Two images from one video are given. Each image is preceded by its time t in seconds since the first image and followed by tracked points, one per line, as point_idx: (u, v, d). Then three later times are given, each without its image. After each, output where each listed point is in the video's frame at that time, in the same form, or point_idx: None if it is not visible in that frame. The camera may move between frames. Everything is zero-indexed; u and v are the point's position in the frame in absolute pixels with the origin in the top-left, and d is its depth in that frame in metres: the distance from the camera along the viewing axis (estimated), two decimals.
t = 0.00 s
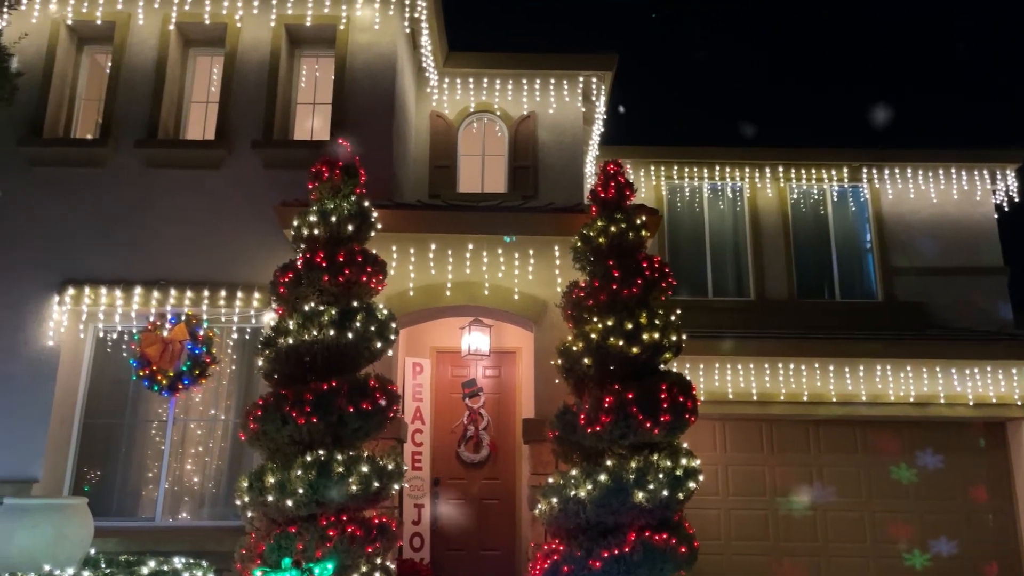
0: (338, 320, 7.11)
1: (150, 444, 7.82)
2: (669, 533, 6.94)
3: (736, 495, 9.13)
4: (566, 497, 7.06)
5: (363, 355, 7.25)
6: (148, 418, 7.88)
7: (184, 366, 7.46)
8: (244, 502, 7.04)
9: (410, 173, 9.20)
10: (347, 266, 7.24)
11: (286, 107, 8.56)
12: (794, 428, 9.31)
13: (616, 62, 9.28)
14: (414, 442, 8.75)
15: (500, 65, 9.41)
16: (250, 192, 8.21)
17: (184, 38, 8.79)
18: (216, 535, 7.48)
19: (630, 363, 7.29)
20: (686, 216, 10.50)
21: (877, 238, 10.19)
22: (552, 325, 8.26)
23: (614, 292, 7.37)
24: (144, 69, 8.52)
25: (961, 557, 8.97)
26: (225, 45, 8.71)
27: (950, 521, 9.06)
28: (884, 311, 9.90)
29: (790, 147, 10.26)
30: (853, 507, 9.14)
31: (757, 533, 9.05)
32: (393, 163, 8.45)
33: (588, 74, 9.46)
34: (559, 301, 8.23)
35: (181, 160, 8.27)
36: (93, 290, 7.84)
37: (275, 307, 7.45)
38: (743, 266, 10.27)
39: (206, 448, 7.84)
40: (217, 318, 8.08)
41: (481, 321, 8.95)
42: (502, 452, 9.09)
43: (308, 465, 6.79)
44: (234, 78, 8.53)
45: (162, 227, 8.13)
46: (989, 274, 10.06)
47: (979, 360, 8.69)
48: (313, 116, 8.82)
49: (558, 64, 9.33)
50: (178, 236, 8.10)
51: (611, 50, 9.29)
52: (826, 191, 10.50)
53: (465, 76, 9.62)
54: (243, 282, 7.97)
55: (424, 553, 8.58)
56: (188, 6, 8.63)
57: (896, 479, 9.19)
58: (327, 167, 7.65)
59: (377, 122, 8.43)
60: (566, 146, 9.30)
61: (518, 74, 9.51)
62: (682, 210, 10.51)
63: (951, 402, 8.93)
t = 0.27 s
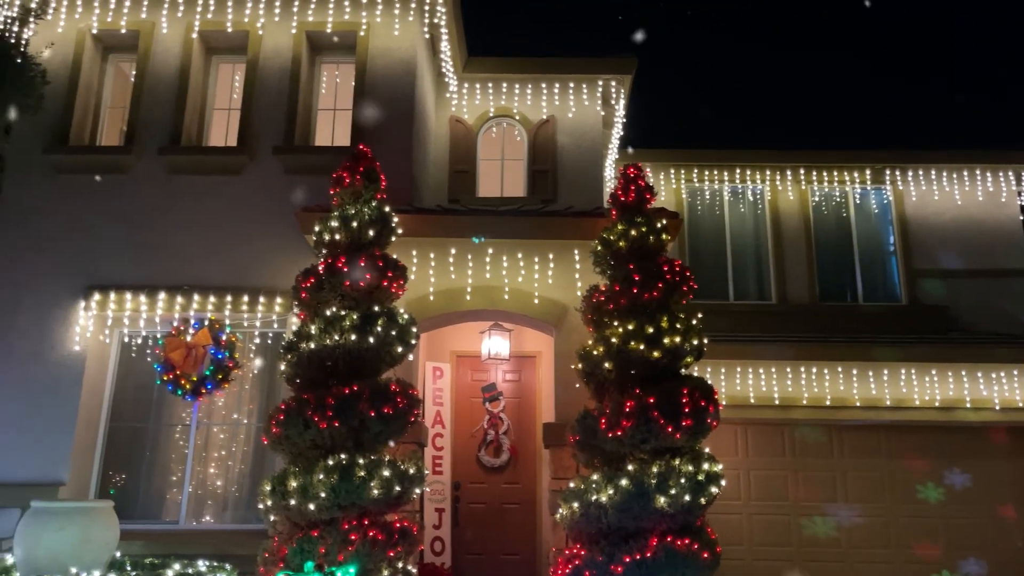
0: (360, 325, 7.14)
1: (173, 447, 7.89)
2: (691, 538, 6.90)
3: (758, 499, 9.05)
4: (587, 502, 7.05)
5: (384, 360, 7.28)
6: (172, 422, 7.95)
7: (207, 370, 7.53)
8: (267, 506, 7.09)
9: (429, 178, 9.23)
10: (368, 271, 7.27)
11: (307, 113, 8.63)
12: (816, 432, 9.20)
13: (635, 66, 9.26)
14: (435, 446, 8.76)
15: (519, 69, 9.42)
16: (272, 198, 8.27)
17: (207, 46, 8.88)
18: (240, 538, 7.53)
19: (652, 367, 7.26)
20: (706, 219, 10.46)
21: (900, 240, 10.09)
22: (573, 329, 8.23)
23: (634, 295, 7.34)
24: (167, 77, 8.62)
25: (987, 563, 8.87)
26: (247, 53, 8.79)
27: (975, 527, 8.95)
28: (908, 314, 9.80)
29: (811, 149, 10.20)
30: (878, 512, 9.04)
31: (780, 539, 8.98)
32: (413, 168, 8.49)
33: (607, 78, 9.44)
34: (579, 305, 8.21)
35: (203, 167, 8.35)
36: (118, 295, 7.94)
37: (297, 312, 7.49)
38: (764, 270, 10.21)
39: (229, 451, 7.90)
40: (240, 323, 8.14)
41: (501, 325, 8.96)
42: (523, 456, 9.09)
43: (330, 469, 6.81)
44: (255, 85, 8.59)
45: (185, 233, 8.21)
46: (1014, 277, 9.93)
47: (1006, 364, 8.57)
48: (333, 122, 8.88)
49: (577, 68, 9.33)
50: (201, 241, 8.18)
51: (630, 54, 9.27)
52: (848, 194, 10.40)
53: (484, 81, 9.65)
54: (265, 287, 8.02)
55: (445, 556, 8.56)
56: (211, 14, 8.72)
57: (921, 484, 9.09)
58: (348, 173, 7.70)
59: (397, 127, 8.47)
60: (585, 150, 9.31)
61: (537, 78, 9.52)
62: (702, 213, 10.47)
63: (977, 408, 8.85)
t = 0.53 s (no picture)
0: (380, 332, 7.17)
1: (195, 453, 7.95)
2: (712, 546, 6.84)
3: (779, 507, 8.97)
4: (607, 509, 7.03)
5: (403, 366, 7.30)
6: (193, 428, 8.01)
7: (228, 377, 7.59)
8: (287, 512, 7.11)
9: (448, 185, 9.26)
10: (387, 278, 7.30)
11: (327, 121, 8.68)
12: (838, 439, 9.13)
13: (653, 72, 9.25)
14: (454, 452, 8.72)
15: (537, 76, 9.44)
16: (292, 206, 8.33)
17: (228, 55, 8.97)
18: (261, 544, 7.56)
19: (671, 374, 7.22)
20: (725, 225, 10.41)
21: (922, 245, 9.99)
22: (591, 336, 8.22)
23: (654, 302, 7.32)
24: (189, 87, 8.71)
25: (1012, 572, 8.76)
26: (267, 62, 8.86)
27: (1000, 535, 8.86)
28: (931, 320, 9.70)
29: (831, 154, 10.13)
30: (902, 521, 8.92)
31: (802, 547, 8.88)
32: (432, 175, 8.51)
33: (626, 84, 9.43)
34: (598, 311, 8.19)
35: (224, 175, 8.41)
36: (140, 303, 8.01)
37: (317, 319, 7.54)
38: (784, 275, 10.14)
39: (250, 457, 7.95)
40: (260, 330, 8.19)
41: (520, 331, 8.95)
42: (542, 463, 9.08)
43: (350, 475, 6.85)
44: (276, 93, 8.65)
45: (206, 241, 8.28)
46: None
47: None
48: (353, 130, 8.93)
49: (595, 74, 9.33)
50: (222, 249, 8.25)
51: (648, 60, 9.25)
52: (869, 199, 10.32)
53: (502, 88, 9.68)
54: (286, 294, 8.08)
55: (464, 564, 8.54)
56: (232, 24, 8.81)
57: (944, 492, 8.98)
58: (367, 181, 7.74)
59: (416, 135, 8.51)
60: (604, 156, 9.30)
61: (555, 85, 9.53)
62: (721, 218, 10.43)
63: (1002, 414, 8.85)
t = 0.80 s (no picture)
0: (399, 338, 7.20)
1: (217, 459, 8.01)
2: (734, 553, 6.77)
3: (800, 514, 8.90)
4: (627, 516, 7.01)
5: (423, 372, 7.33)
6: (215, 434, 8.07)
7: (250, 384, 7.65)
8: (309, 518, 7.14)
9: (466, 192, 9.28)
10: (407, 285, 7.35)
11: (346, 129, 8.74)
12: (861, 445, 9.05)
13: (672, 78, 9.25)
14: (473, 459, 8.78)
15: (556, 83, 9.45)
16: (312, 213, 8.39)
17: (249, 65, 9.06)
18: (282, 549, 7.60)
19: (692, 380, 7.21)
20: (745, 230, 10.36)
21: (945, 250, 9.90)
22: (611, 342, 8.19)
23: (673, 308, 7.30)
24: (211, 96, 8.80)
25: None
26: (288, 71, 8.94)
27: None
28: (954, 325, 9.60)
29: (852, 158, 10.07)
30: (925, 528, 8.83)
31: (824, 554, 8.80)
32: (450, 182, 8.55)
33: (644, 90, 9.43)
34: (617, 317, 8.18)
35: (245, 183, 8.48)
36: (163, 310, 8.09)
37: (338, 326, 7.59)
38: (805, 280, 10.08)
39: (271, 463, 7.99)
40: (281, 336, 8.25)
41: (538, 337, 8.97)
42: (561, 469, 9.05)
43: (370, 482, 6.85)
44: (296, 102, 8.72)
45: (228, 248, 8.35)
46: None
47: None
48: (372, 137, 8.98)
49: (613, 80, 9.33)
50: (243, 256, 8.32)
51: (666, 66, 9.25)
52: (891, 203, 10.24)
53: (520, 94, 9.71)
54: (306, 300, 8.13)
55: (484, 570, 8.55)
56: (253, 33, 8.89)
57: (969, 499, 8.88)
58: (387, 188, 7.78)
59: (435, 142, 8.55)
60: (622, 161, 9.31)
61: (573, 91, 9.55)
62: (741, 224, 10.38)
63: None
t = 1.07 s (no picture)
0: (419, 342, 7.24)
1: (239, 463, 8.06)
2: (756, 559, 6.75)
3: (823, 519, 8.81)
4: (648, 520, 6.96)
5: (443, 377, 7.35)
6: (237, 439, 8.13)
7: (271, 389, 7.69)
8: (330, 522, 7.18)
9: (485, 196, 9.30)
10: (427, 289, 7.35)
11: (366, 135, 8.79)
12: (885, 450, 8.91)
13: (691, 81, 9.23)
14: (494, 463, 8.70)
15: (574, 87, 9.46)
16: (333, 218, 8.44)
17: (270, 72, 9.14)
18: (303, 553, 7.62)
19: (713, 384, 7.17)
20: (765, 233, 10.30)
21: (969, 251, 9.80)
22: (631, 346, 8.17)
23: (694, 311, 7.29)
24: (232, 103, 8.88)
25: None
26: (308, 77, 9.01)
27: None
28: (979, 328, 9.48)
29: (874, 160, 10.00)
30: (951, 533, 8.71)
31: (847, 560, 8.70)
32: (469, 186, 8.57)
33: (663, 92, 9.42)
34: (637, 321, 8.15)
35: (266, 189, 8.54)
36: (185, 315, 8.15)
37: (358, 330, 7.63)
38: (826, 283, 10.00)
39: (292, 468, 8.04)
40: (302, 341, 8.30)
41: (558, 341, 8.92)
42: (582, 473, 9.04)
43: (392, 486, 6.90)
44: (316, 108, 8.78)
45: (249, 254, 8.42)
46: None
47: None
48: (391, 142, 9.02)
49: (632, 83, 9.33)
50: (264, 262, 8.38)
51: (685, 69, 9.23)
52: (914, 205, 10.15)
53: (538, 98, 9.72)
54: (327, 305, 8.17)
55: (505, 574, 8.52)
56: (273, 41, 8.97)
57: (996, 504, 8.76)
58: (406, 193, 7.82)
59: (454, 147, 8.57)
60: (641, 165, 9.30)
61: (592, 95, 9.55)
62: (761, 226, 10.32)
63: None
